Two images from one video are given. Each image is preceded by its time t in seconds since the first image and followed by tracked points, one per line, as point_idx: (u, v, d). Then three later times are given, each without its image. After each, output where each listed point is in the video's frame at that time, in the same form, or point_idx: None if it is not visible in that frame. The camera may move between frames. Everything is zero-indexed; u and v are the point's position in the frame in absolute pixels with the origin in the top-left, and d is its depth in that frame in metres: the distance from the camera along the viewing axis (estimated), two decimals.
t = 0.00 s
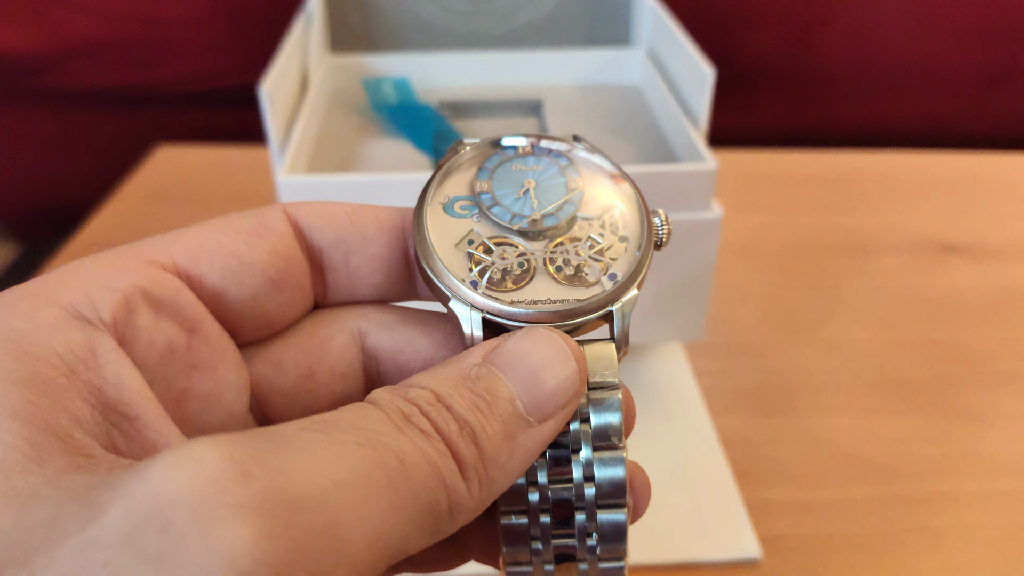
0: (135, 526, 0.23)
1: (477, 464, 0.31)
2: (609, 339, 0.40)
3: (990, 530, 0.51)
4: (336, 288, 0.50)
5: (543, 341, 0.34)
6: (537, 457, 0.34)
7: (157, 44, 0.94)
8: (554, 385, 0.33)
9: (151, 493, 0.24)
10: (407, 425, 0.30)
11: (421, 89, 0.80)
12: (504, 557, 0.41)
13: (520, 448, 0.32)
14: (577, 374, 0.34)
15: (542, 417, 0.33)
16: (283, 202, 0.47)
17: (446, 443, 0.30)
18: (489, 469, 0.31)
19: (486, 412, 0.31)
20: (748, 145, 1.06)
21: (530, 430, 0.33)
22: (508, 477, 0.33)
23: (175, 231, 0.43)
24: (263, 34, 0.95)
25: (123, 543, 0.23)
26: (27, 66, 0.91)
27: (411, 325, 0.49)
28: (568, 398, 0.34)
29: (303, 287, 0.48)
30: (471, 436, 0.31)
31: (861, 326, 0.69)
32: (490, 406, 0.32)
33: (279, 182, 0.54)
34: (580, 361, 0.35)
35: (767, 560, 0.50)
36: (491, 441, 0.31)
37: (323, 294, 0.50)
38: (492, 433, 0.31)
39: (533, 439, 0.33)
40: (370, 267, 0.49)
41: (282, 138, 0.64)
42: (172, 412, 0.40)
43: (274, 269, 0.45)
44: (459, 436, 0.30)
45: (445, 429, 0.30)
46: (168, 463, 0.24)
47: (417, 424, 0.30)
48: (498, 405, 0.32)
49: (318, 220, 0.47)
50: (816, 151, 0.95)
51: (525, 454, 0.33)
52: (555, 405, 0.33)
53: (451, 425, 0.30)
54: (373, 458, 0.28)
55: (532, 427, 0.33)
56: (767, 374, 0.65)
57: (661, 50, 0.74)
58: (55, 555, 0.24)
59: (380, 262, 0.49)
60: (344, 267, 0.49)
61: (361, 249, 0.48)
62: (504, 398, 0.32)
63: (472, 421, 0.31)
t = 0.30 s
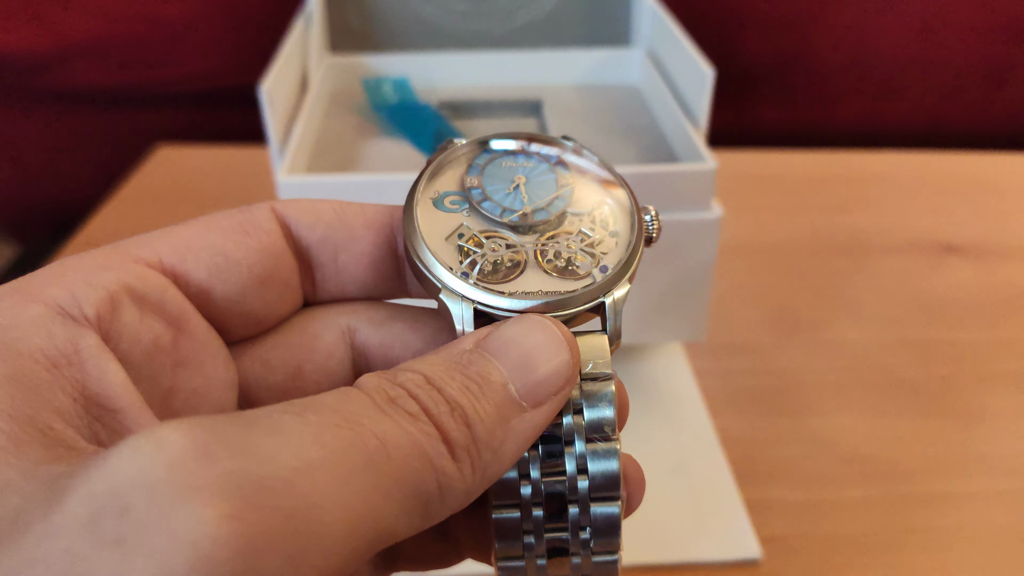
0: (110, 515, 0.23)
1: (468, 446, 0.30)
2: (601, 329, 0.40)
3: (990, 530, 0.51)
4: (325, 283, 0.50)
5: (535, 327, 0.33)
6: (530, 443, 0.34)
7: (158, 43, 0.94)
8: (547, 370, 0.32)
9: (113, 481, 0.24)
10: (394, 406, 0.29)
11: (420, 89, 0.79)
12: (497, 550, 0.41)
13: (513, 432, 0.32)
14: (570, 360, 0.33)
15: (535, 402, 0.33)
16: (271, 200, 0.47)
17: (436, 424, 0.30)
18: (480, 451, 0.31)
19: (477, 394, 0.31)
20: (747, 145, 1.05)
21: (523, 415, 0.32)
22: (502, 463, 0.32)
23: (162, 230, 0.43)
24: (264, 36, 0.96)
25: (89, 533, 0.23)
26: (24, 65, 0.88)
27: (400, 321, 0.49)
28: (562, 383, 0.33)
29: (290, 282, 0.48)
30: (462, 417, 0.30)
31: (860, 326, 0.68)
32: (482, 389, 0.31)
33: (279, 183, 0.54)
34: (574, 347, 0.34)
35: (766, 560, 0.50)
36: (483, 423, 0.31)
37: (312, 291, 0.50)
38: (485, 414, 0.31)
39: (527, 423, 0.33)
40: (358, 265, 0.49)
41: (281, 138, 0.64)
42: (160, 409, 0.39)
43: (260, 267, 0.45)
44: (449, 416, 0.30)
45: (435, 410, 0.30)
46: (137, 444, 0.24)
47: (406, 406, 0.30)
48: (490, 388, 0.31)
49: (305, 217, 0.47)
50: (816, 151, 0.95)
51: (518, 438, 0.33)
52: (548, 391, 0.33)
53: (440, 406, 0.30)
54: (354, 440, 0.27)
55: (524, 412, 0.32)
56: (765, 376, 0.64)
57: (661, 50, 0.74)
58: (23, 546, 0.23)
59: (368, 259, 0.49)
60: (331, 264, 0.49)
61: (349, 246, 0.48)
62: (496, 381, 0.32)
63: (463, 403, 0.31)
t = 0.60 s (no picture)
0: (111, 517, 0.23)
1: (473, 453, 0.31)
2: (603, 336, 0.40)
3: (989, 529, 0.51)
4: (327, 280, 0.50)
5: (540, 338, 0.34)
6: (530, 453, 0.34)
7: (159, 45, 0.95)
8: (551, 380, 0.32)
9: (124, 487, 0.24)
10: (401, 412, 0.29)
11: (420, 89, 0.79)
12: (495, 555, 0.41)
13: (516, 441, 0.32)
14: (573, 372, 0.33)
15: (539, 412, 0.33)
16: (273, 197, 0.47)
17: (443, 431, 0.30)
18: (484, 459, 0.31)
19: (484, 402, 0.31)
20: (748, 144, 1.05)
21: (526, 425, 0.32)
22: (503, 472, 0.33)
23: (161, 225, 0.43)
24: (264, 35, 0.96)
25: (94, 536, 0.23)
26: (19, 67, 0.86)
27: (401, 321, 0.49)
28: (566, 394, 0.33)
29: (291, 279, 0.47)
30: (469, 424, 0.31)
31: (861, 326, 0.68)
32: (488, 397, 0.31)
33: (280, 183, 0.54)
34: (577, 359, 0.35)
35: (767, 559, 0.50)
36: (489, 431, 0.31)
37: (313, 287, 0.50)
38: (490, 424, 0.31)
39: (530, 432, 0.33)
40: (361, 260, 0.49)
41: (282, 138, 0.64)
42: (158, 408, 0.39)
43: (262, 263, 0.45)
44: (455, 425, 0.30)
45: (442, 417, 0.30)
46: (145, 453, 0.24)
47: (414, 412, 0.30)
48: (496, 396, 0.32)
49: (307, 212, 0.47)
50: (817, 151, 0.95)
51: (521, 446, 0.33)
52: (553, 400, 0.33)
53: (448, 413, 0.30)
54: (357, 447, 0.27)
55: (528, 421, 0.33)
56: (767, 376, 0.64)
57: (661, 49, 0.73)
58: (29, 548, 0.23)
59: (370, 255, 0.48)
60: (334, 260, 0.49)
61: (351, 242, 0.48)
62: (502, 389, 0.32)
63: (469, 411, 0.31)
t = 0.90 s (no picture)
0: (102, 518, 0.23)
1: (473, 448, 0.30)
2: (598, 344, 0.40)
3: (989, 530, 0.51)
4: (324, 278, 0.50)
5: (536, 342, 0.34)
6: (528, 452, 0.34)
7: (158, 45, 0.94)
8: (548, 379, 0.33)
9: (110, 487, 0.24)
10: (399, 407, 0.29)
11: (421, 88, 0.79)
12: (483, 562, 0.41)
13: (514, 439, 0.32)
14: (569, 376, 0.34)
15: (537, 411, 0.33)
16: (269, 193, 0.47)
17: (443, 426, 0.30)
18: (484, 456, 0.31)
19: (483, 398, 0.31)
20: (749, 145, 1.05)
21: (524, 426, 0.33)
22: (501, 471, 0.32)
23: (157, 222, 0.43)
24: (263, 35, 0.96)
25: (80, 536, 0.23)
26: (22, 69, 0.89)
27: (398, 321, 0.49)
28: (562, 398, 0.33)
29: (290, 278, 0.47)
30: (469, 419, 0.30)
31: (861, 327, 0.68)
32: (487, 393, 0.31)
33: (279, 182, 0.54)
34: (572, 362, 0.35)
35: (767, 560, 0.50)
36: (488, 427, 0.31)
37: (311, 285, 0.50)
38: (490, 420, 0.31)
39: (528, 430, 0.33)
40: (358, 258, 0.49)
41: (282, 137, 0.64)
42: (156, 409, 0.39)
43: (259, 261, 0.44)
44: (456, 419, 0.30)
45: (442, 411, 0.30)
46: (130, 451, 0.24)
47: (413, 406, 0.30)
48: (495, 392, 0.32)
49: (304, 209, 0.47)
50: (819, 151, 0.94)
51: (520, 444, 0.33)
52: (551, 398, 0.33)
53: (447, 407, 0.30)
54: (352, 442, 0.27)
55: (527, 417, 0.32)
56: (767, 377, 0.64)
57: (661, 49, 0.73)
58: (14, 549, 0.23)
59: (368, 254, 0.48)
60: (331, 259, 0.49)
61: (348, 241, 0.48)
62: (500, 389, 0.32)
63: (470, 406, 0.31)
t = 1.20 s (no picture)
0: (92, 500, 0.24)
1: (463, 433, 0.30)
2: (590, 351, 0.40)
3: (988, 529, 0.51)
4: (327, 270, 0.50)
5: (525, 344, 0.34)
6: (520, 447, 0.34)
7: (159, 45, 0.94)
8: (535, 370, 0.33)
9: (89, 464, 0.24)
10: (388, 393, 0.30)
11: (420, 88, 0.79)
12: (474, 555, 0.43)
13: (506, 431, 0.32)
14: (557, 377, 0.34)
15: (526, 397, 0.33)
16: (273, 180, 0.47)
17: (432, 412, 0.30)
18: (476, 443, 0.31)
19: (471, 387, 0.32)
20: (748, 144, 1.05)
21: (515, 419, 0.33)
22: (495, 461, 0.32)
23: (165, 214, 0.43)
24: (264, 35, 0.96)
25: (62, 515, 0.24)
26: (23, 67, 0.89)
27: (396, 316, 0.50)
28: (552, 396, 0.34)
29: (295, 276, 0.48)
30: (457, 406, 0.31)
31: (860, 326, 0.68)
32: (475, 382, 0.32)
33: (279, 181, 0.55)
34: (558, 357, 0.36)
35: (767, 559, 0.50)
36: (478, 413, 0.31)
37: (314, 275, 0.50)
38: (479, 408, 0.31)
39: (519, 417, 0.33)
40: (360, 252, 0.49)
41: (282, 137, 0.64)
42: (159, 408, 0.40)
43: (268, 257, 0.45)
44: (445, 406, 0.30)
45: (430, 397, 0.30)
46: (110, 431, 0.25)
47: (402, 393, 0.30)
48: (483, 380, 0.32)
49: (308, 200, 0.46)
50: (818, 150, 0.95)
51: (512, 431, 0.33)
52: (539, 384, 0.33)
53: (436, 394, 0.30)
54: (347, 432, 0.27)
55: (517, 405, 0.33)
56: (766, 376, 0.64)
57: (661, 50, 0.74)
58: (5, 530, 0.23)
59: (370, 246, 0.48)
60: (334, 251, 0.49)
61: (351, 234, 0.48)
62: (488, 383, 0.32)
63: (458, 394, 0.31)
